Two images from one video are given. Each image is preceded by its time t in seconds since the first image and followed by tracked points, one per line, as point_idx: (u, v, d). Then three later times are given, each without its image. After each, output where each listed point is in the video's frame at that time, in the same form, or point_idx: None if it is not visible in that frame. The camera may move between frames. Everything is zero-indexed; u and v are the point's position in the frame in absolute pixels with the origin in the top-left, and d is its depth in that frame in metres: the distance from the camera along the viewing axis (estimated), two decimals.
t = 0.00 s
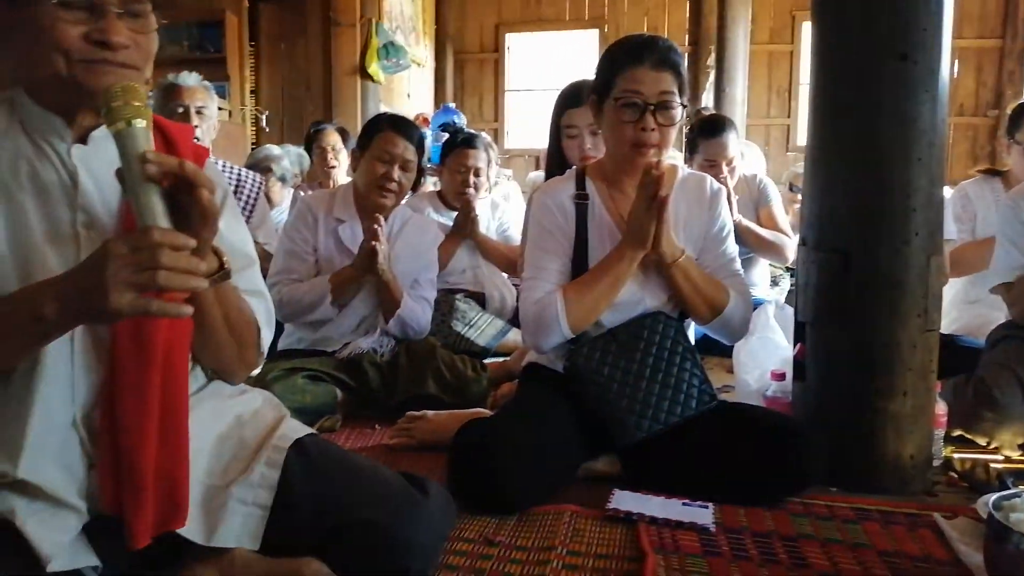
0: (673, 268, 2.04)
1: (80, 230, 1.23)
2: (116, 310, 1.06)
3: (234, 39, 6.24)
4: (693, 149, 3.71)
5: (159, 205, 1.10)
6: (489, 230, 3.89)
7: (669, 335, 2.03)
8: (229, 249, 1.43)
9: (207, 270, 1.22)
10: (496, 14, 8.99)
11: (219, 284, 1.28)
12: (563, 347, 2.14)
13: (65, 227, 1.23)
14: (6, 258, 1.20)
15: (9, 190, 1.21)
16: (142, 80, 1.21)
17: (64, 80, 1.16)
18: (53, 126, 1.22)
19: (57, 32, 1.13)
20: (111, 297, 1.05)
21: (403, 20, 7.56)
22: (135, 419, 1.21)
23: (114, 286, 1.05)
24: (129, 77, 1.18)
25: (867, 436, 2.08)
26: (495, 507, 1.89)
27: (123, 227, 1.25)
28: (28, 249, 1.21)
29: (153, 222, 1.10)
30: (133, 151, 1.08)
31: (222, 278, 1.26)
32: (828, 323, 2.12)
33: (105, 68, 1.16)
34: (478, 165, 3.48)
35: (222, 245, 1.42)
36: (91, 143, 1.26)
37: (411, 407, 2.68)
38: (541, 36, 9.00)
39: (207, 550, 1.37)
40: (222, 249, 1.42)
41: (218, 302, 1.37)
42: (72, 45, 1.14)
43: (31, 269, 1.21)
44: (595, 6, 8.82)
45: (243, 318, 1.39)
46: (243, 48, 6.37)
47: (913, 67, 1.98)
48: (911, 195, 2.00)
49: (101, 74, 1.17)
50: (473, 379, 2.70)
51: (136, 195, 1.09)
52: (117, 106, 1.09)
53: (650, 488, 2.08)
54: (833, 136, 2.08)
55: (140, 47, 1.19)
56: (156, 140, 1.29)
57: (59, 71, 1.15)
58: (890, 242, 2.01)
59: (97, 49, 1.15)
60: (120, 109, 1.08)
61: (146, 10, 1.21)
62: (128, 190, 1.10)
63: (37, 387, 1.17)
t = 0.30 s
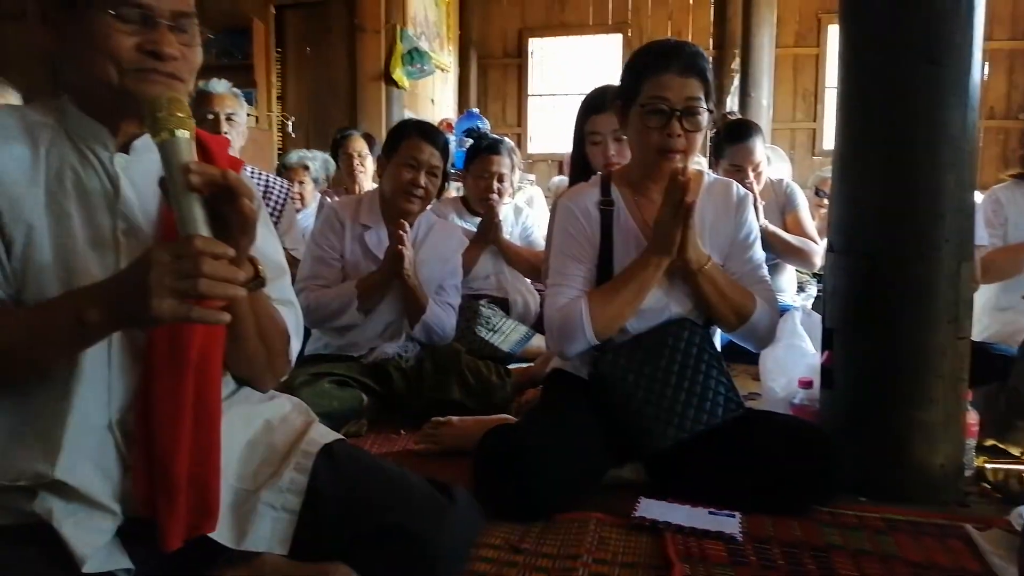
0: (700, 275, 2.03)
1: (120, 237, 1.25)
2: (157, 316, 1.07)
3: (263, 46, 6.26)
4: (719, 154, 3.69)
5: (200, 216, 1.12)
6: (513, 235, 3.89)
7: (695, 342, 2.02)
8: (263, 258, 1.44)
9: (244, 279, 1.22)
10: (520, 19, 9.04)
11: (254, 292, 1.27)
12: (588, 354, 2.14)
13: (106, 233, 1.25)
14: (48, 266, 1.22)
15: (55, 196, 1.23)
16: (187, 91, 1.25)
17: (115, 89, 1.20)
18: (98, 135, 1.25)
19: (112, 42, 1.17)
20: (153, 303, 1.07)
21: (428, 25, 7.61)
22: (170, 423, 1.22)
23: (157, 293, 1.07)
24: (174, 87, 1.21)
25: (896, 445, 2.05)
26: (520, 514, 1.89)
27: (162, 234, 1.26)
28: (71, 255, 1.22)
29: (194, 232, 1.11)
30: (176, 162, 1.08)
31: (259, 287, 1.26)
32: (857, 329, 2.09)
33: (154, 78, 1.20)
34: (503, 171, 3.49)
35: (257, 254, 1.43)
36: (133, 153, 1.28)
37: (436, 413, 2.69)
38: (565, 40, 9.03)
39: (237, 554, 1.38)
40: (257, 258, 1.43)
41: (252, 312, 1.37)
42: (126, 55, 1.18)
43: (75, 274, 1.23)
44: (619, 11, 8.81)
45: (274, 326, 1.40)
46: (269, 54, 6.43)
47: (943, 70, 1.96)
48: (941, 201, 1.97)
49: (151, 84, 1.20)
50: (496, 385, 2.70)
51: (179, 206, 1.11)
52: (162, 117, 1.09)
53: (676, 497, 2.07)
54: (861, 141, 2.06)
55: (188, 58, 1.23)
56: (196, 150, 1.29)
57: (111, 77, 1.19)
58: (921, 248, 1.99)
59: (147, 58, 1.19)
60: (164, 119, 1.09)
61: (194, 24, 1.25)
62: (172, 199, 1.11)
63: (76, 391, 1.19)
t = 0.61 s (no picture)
0: (717, 281, 2.03)
1: (142, 252, 1.26)
2: (181, 333, 1.08)
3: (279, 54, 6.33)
4: (735, 156, 3.68)
5: (222, 232, 1.12)
6: (529, 240, 3.89)
7: (714, 349, 2.01)
8: (282, 272, 1.46)
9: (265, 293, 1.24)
10: (535, 22, 9.07)
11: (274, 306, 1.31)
12: (606, 361, 2.14)
13: (129, 249, 1.26)
14: (73, 285, 1.22)
15: (78, 215, 1.24)
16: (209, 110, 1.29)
17: (142, 112, 1.23)
18: (121, 153, 1.27)
19: (138, 64, 1.21)
20: (177, 321, 1.08)
21: (443, 30, 7.64)
22: (193, 436, 1.23)
23: (180, 310, 1.08)
24: (197, 107, 1.25)
25: (918, 451, 2.04)
26: (539, 522, 1.89)
27: (184, 250, 1.27)
28: (95, 272, 1.23)
29: (216, 248, 1.11)
30: (198, 180, 1.11)
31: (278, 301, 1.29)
32: (877, 335, 2.08)
33: (180, 100, 1.24)
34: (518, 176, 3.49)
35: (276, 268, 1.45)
36: (155, 169, 1.30)
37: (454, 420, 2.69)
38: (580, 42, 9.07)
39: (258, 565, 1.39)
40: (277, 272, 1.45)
41: (273, 325, 1.39)
42: (152, 77, 1.22)
43: (97, 291, 1.23)
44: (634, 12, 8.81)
45: (294, 339, 1.42)
46: (286, 62, 6.48)
47: (962, 73, 1.94)
48: (961, 205, 1.96)
49: (175, 105, 1.24)
50: (514, 391, 2.69)
51: (201, 223, 1.11)
52: (185, 135, 1.13)
53: (695, 504, 2.06)
54: (879, 145, 2.05)
55: (211, 79, 1.26)
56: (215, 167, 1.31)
57: (137, 101, 1.22)
58: (941, 251, 1.97)
59: (174, 79, 1.23)
60: (186, 139, 1.12)
61: (217, 45, 1.29)
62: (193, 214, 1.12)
63: (100, 406, 1.20)
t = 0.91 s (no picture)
0: (738, 295, 2.01)
1: (168, 270, 1.27)
2: (205, 352, 1.10)
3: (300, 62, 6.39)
4: (756, 163, 3.66)
5: (244, 248, 1.14)
6: (548, 249, 3.90)
7: (735, 362, 2.00)
8: (303, 286, 1.46)
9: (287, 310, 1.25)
10: (554, 27, 9.08)
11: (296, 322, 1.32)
12: (627, 374, 2.15)
13: (155, 267, 1.27)
14: (100, 302, 1.24)
15: (105, 233, 1.27)
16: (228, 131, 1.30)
17: (159, 134, 1.25)
18: (144, 173, 1.29)
19: (157, 88, 1.23)
20: (201, 340, 1.09)
21: (463, 37, 7.68)
22: (219, 452, 1.24)
23: (205, 329, 1.09)
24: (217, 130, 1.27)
25: (943, 468, 2.02)
26: (561, 537, 1.89)
27: (209, 268, 1.29)
28: (121, 290, 1.25)
29: (239, 266, 1.13)
30: (220, 201, 1.12)
31: (300, 316, 1.30)
32: (901, 350, 2.07)
33: (198, 123, 1.26)
34: (538, 186, 3.50)
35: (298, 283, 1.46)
36: (178, 187, 1.31)
37: (475, 430, 2.69)
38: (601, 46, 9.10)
39: None
40: (298, 286, 1.46)
41: (295, 341, 1.39)
42: (169, 102, 1.24)
43: (125, 311, 1.25)
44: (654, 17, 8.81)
45: (317, 354, 1.43)
46: (308, 69, 6.52)
47: (987, 86, 1.93)
48: (986, 219, 1.94)
49: (194, 129, 1.26)
50: (535, 403, 2.68)
51: (224, 242, 1.13)
52: (206, 156, 1.12)
53: (718, 520, 2.04)
54: (902, 159, 2.04)
55: (228, 101, 1.28)
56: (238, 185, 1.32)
57: (155, 126, 1.24)
58: (967, 266, 1.95)
59: (193, 104, 1.24)
60: (207, 158, 1.12)
61: (234, 66, 1.31)
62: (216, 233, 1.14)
63: (126, 424, 1.22)
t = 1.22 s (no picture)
0: (764, 307, 2.00)
1: (196, 290, 1.29)
2: (232, 373, 1.12)
3: (326, 73, 6.46)
4: (782, 170, 3.64)
5: (270, 273, 1.14)
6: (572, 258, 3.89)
7: (762, 373, 1.99)
8: (330, 302, 1.48)
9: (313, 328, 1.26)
10: (578, 34, 9.10)
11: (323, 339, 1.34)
12: (652, 386, 2.15)
13: (182, 287, 1.30)
14: (130, 323, 1.27)
15: (133, 255, 1.29)
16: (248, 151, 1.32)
17: (179, 158, 1.27)
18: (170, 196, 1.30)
19: (173, 114, 1.25)
20: (228, 362, 1.11)
21: (486, 46, 7.71)
22: (249, 467, 1.26)
23: (232, 350, 1.11)
24: (235, 151, 1.29)
25: (974, 481, 1.99)
26: (588, 551, 1.89)
27: (236, 288, 1.31)
28: (150, 311, 1.28)
29: (265, 288, 1.14)
30: (246, 223, 1.13)
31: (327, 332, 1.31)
32: (931, 361, 2.05)
33: (215, 145, 1.28)
34: (561, 195, 3.50)
35: (325, 299, 1.47)
36: (204, 209, 1.33)
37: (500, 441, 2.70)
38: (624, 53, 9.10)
39: None
40: (325, 302, 1.47)
41: (323, 357, 1.41)
42: (186, 126, 1.26)
43: (155, 331, 1.27)
44: (677, 23, 8.79)
45: (343, 368, 1.44)
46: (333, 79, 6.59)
47: (1016, 94, 1.89)
48: (1017, 228, 1.91)
49: (212, 152, 1.27)
50: (560, 414, 2.67)
51: (250, 266, 1.14)
52: (232, 180, 1.15)
53: (745, 533, 2.04)
54: (930, 169, 2.03)
55: (246, 120, 1.29)
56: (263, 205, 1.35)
57: (175, 150, 1.26)
58: (996, 277, 1.92)
59: (207, 127, 1.26)
60: (234, 182, 1.15)
61: (252, 85, 1.31)
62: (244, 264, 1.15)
63: (158, 441, 1.24)
